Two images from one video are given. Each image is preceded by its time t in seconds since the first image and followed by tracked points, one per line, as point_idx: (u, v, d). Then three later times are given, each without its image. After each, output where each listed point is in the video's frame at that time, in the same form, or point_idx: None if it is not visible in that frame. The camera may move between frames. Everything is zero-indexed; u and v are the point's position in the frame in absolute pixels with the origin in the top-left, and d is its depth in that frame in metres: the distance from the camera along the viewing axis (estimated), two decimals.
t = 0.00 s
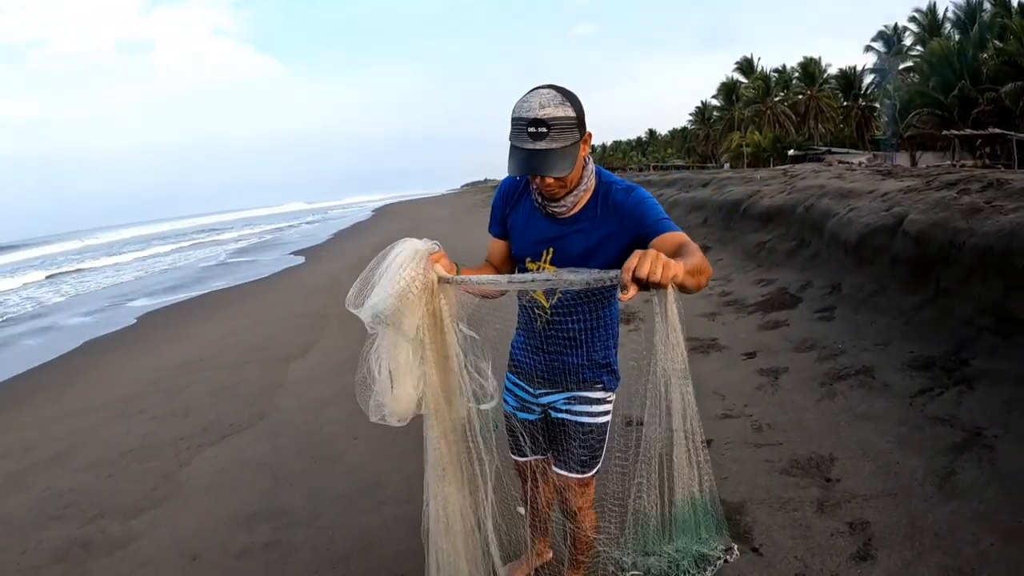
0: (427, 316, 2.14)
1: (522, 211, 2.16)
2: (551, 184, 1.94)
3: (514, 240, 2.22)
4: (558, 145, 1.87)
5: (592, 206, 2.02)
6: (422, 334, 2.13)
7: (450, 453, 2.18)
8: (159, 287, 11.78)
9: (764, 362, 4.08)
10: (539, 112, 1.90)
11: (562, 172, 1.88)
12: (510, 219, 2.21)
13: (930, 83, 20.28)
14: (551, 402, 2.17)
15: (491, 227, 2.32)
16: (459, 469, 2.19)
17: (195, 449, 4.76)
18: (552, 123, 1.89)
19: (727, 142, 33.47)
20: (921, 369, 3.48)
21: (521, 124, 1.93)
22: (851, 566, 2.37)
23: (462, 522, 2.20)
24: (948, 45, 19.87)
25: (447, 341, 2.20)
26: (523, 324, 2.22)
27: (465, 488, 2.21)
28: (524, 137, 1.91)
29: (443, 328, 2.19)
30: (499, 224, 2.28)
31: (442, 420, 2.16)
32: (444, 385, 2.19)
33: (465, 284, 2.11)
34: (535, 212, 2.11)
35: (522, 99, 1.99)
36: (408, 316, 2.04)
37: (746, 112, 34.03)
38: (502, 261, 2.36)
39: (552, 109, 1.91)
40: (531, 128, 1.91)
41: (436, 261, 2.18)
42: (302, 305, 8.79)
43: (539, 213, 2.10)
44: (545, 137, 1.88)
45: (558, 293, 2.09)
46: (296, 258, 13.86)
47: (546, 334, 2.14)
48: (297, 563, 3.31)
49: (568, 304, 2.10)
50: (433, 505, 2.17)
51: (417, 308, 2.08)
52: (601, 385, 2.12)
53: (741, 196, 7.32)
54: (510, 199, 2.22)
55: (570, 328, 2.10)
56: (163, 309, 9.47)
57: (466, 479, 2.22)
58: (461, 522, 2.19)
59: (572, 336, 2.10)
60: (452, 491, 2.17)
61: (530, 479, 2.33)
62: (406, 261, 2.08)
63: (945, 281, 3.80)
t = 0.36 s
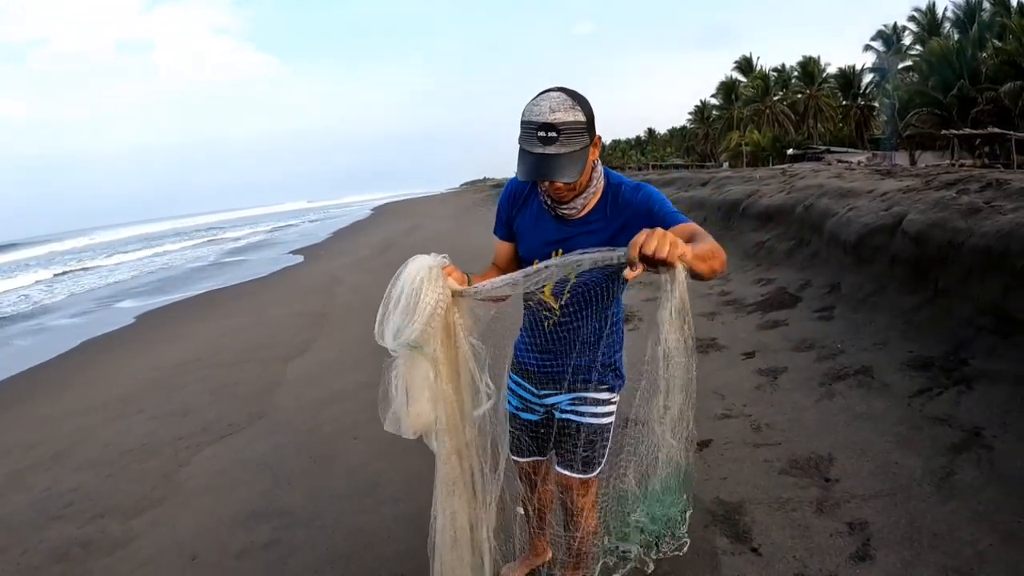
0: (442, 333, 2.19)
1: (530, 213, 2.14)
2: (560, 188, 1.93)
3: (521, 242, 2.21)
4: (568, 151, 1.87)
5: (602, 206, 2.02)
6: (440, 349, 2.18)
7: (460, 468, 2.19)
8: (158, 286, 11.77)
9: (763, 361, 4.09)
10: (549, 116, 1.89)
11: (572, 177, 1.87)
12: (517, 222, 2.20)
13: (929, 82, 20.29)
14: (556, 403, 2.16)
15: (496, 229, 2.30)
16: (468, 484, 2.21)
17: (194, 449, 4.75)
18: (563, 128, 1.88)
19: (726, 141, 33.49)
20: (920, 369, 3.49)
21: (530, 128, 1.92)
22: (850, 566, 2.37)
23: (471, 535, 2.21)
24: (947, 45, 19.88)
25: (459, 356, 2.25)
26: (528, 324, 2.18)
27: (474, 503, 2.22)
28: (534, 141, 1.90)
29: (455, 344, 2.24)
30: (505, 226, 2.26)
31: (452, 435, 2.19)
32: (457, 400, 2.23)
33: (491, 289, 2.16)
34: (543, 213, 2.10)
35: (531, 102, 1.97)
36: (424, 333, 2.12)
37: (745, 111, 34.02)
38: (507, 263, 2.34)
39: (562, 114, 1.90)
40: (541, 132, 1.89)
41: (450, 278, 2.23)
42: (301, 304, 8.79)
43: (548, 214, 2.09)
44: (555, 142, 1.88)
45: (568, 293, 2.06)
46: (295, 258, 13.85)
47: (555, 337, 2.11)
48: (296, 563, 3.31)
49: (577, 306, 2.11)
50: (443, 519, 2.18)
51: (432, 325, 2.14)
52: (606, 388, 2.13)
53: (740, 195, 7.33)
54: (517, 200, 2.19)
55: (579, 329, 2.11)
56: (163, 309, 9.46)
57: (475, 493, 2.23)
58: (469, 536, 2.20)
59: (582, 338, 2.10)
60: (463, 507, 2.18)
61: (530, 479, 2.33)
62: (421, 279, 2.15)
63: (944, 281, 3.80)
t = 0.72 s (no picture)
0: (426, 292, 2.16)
1: (524, 211, 2.14)
2: (550, 188, 1.93)
3: (515, 241, 2.22)
4: (556, 151, 1.86)
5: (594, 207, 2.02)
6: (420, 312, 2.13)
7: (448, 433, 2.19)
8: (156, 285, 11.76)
9: (758, 360, 4.09)
10: (537, 117, 1.88)
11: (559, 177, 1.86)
12: (511, 220, 2.19)
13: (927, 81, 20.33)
14: (552, 400, 2.17)
15: (489, 227, 2.29)
16: (456, 449, 2.21)
17: (192, 448, 4.75)
18: (550, 128, 1.87)
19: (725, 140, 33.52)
20: (915, 368, 3.49)
21: (518, 129, 1.92)
22: (844, 564, 2.37)
23: (459, 504, 2.21)
24: (945, 44, 19.91)
25: (441, 320, 2.24)
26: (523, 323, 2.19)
27: (462, 470, 2.22)
28: (522, 141, 1.90)
29: (437, 307, 2.22)
30: (498, 225, 2.25)
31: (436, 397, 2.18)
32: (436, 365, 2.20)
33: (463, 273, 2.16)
34: (536, 212, 2.11)
35: (520, 102, 1.97)
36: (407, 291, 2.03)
37: (743, 110, 34.04)
38: (497, 257, 2.31)
39: (550, 114, 1.89)
40: (529, 132, 1.89)
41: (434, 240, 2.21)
42: (299, 303, 8.78)
43: (541, 213, 2.10)
44: (542, 142, 1.87)
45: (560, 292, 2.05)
46: (292, 256, 13.85)
47: (548, 335, 2.11)
48: (292, 561, 3.31)
49: (570, 305, 2.09)
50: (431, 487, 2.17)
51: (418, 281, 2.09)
52: (600, 386, 2.14)
53: (737, 194, 7.33)
54: (511, 200, 2.19)
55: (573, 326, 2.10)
56: (161, 308, 9.45)
57: (462, 460, 2.24)
58: (457, 504, 2.20)
59: (577, 335, 2.09)
60: (451, 472, 2.18)
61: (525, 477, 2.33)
62: (405, 235, 2.10)
63: (940, 279, 3.81)
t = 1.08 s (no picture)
0: (417, 253, 2.18)
1: (515, 204, 2.12)
2: (539, 183, 1.93)
3: (503, 233, 2.18)
4: (546, 147, 1.86)
5: (583, 210, 1.99)
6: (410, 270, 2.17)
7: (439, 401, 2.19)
8: (154, 284, 11.75)
9: (752, 357, 4.10)
10: (529, 112, 1.88)
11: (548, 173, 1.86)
12: (501, 211, 2.18)
13: (924, 80, 20.35)
14: (536, 394, 2.17)
15: (480, 213, 2.28)
16: (449, 418, 2.20)
17: (189, 445, 4.74)
18: (542, 124, 1.86)
19: (723, 139, 33.54)
20: (909, 364, 3.49)
21: (511, 122, 1.92)
22: (835, 558, 2.37)
23: (452, 478, 2.19)
24: (943, 43, 19.93)
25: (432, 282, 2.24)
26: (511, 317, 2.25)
27: (455, 441, 2.21)
28: (513, 135, 1.90)
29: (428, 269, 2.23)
30: (489, 212, 2.24)
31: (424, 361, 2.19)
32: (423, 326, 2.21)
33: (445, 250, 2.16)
34: (526, 206, 2.08)
35: (515, 96, 1.96)
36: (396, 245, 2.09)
37: (741, 109, 34.07)
38: (485, 245, 2.31)
39: (542, 110, 1.88)
40: (520, 127, 1.89)
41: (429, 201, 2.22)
42: (297, 301, 8.78)
43: (530, 208, 2.06)
44: (533, 137, 1.87)
45: (542, 289, 2.09)
46: (290, 255, 13.85)
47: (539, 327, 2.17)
48: (287, 556, 3.30)
49: (552, 303, 2.12)
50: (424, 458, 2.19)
51: (406, 240, 2.12)
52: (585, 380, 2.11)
53: (733, 192, 7.34)
54: (504, 190, 2.18)
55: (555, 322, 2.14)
56: (159, 306, 9.44)
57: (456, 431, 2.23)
58: (451, 477, 2.19)
59: (561, 334, 2.16)
60: (442, 441, 2.18)
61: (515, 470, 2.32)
62: (398, 192, 2.13)
63: (933, 276, 3.82)
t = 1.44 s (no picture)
0: (421, 253, 2.19)
1: (504, 206, 2.12)
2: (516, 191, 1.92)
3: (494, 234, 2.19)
4: (520, 155, 1.84)
5: (568, 217, 1.97)
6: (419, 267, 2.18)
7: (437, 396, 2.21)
8: (153, 281, 11.74)
9: (749, 355, 4.10)
10: (501, 120, 1.85)
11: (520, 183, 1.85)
12: (492, 212, 2.18)
13: (924, 79, 20.34)
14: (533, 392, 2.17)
15: (473, 215, 2.29)
16: (445, 412, 2.21)
17: (187, 442, 4.74)
18: (514, 132, 1.84)
19: (722, 137, 33.55)
20: (905, 363, 3.50)
21: (486, 130, 1.91)
22: (829, 556, 2.37)
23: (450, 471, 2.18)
24: (943, 41, 19.92)
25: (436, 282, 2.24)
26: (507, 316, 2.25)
27: (452, 436, 2.21)
28: (488, 144, 1.89)
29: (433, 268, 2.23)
30: (481, 214, 2.25)
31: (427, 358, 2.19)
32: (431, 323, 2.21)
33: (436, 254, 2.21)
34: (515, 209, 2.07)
35: (493, 101, 1.93)
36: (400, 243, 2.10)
37: (741, 108, 34.04)
38: (478, 244, 2.32)
39: (515, 117, 1.85)
40: (494, 135, 1.87)
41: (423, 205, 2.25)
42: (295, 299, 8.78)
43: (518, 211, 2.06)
44: (506, 146, 1.85)
45: (530, 292, 2.08)
46: (288, 252, 13.84)
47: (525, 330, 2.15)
48: (284, 552, 3.30)
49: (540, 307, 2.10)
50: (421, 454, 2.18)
51: (411, 238, 2.13)
52: (579, 379, 2.11)
53: (731, 190, 7.33)
54: (495, 191, 2.18)
55: (544, 324, 2.11)
56: (157, 303, 9.44)
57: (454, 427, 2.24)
58: (448, 470, 2.18)
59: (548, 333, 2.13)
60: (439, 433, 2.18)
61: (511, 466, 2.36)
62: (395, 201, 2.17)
63: (930, 274, 3.82)
